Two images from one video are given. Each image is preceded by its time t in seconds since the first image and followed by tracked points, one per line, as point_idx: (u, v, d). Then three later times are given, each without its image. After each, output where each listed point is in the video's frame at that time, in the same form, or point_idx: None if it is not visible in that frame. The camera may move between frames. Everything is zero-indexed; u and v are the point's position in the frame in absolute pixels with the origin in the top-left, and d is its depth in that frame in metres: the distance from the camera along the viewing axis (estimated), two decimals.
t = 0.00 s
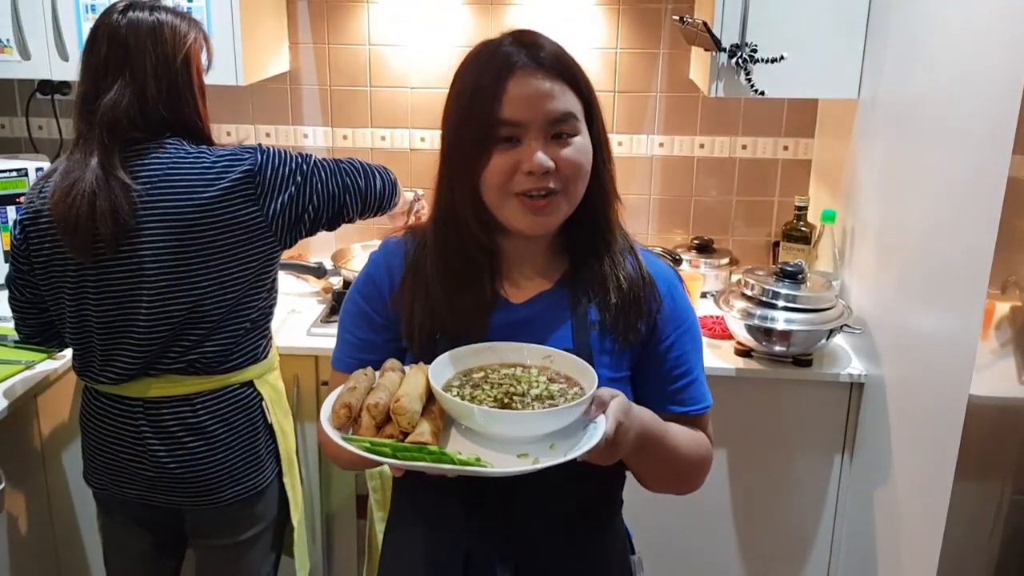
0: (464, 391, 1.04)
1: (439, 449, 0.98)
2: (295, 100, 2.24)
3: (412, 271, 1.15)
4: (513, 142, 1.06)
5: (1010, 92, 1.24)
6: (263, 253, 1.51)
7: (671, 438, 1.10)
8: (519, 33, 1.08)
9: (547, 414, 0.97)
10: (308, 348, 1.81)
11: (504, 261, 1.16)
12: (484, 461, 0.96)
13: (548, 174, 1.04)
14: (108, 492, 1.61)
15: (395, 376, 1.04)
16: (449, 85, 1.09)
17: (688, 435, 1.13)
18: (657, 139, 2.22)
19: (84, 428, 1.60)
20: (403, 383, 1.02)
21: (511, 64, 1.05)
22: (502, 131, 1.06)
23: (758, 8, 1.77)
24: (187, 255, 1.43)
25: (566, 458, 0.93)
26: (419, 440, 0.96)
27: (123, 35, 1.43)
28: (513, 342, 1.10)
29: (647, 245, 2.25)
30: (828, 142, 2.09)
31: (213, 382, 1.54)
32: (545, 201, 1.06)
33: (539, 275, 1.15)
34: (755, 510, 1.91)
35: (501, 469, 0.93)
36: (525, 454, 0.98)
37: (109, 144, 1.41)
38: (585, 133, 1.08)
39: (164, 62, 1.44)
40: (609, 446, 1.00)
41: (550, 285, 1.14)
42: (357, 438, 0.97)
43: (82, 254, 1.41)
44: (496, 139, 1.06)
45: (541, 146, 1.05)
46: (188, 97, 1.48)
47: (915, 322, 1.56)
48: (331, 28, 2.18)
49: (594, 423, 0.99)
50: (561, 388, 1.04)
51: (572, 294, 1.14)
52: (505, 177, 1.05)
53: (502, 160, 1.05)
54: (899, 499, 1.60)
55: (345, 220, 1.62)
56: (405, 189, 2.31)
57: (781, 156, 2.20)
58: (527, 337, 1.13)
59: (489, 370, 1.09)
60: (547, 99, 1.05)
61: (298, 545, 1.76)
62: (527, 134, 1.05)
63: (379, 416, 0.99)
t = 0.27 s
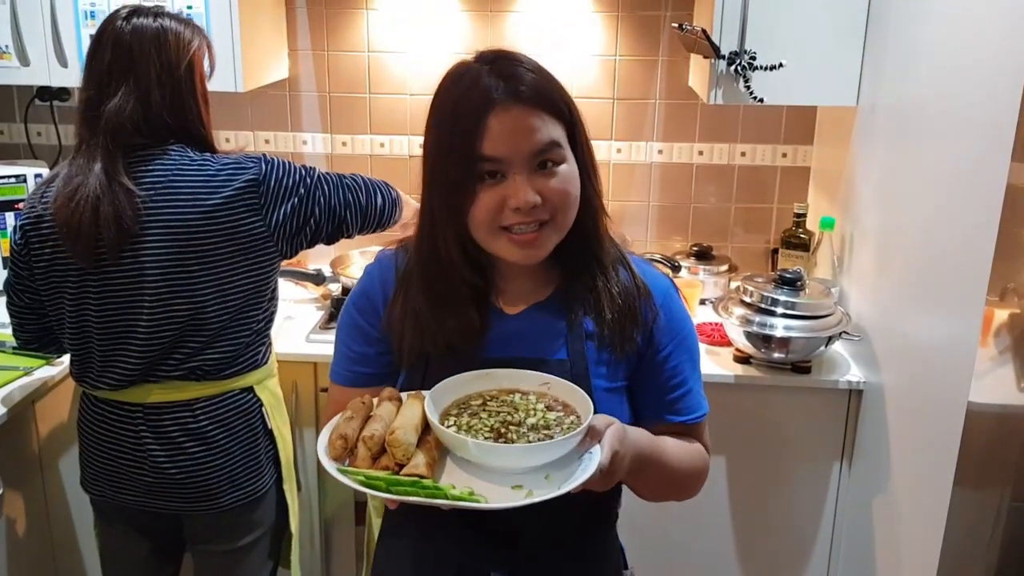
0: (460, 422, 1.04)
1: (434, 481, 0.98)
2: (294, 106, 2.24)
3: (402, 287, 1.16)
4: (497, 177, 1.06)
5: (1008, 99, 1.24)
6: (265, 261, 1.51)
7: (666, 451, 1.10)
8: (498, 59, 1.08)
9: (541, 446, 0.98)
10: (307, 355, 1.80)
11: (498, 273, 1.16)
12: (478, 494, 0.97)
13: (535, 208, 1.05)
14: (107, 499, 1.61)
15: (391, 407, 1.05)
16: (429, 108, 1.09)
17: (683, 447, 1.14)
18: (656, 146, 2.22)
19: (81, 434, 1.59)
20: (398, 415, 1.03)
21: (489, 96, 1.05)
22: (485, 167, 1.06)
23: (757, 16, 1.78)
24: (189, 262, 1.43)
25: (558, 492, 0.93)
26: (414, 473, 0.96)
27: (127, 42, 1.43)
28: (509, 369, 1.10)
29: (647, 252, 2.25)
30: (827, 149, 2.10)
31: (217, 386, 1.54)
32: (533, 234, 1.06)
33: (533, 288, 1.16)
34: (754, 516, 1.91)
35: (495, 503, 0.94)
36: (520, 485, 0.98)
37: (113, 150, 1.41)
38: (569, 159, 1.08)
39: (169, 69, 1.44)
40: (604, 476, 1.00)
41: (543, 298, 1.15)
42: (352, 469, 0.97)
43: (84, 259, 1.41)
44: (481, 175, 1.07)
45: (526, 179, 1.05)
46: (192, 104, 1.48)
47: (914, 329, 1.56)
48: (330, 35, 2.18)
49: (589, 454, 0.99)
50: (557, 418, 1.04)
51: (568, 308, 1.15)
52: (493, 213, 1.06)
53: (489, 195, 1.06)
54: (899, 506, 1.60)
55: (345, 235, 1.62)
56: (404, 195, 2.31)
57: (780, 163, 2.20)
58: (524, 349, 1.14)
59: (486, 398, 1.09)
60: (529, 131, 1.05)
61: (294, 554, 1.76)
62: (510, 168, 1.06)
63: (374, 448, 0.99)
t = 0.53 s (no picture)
0: (449, 423, 1.04)
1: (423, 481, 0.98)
2: (294, 106, 2.24)
3: (392, 289, 1.16)
4: (489, 169, 1.07)
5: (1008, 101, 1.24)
6: (264, 262, 1.51)
7: (655, 452, 1.11)
8: (495, 54, 1.08)
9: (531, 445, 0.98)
10: (306, 354, 1.80)
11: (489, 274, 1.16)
12: (467, 493, 0.97)
13: (524, 201, 1.04)
14: (106, 498, 1.61)
15: (379, 408, 1.05)
16: (427, 99, 1.09)
17: (672, 447, 1.15)
18: (656, 146, 2.22)
19: (81, 432, 1.59)
20: (387, 415, 1.03)
21: (484, 87, 1.05)
22: (477, 158, 1.06)
23: (757, 16, 1.78)
24: (188, 263, 1.43)
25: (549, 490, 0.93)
26: (403, 472, 0.96)
27: (130, 40, 1.43)
28: (497, 370, 1.11)
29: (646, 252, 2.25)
30: (826, 149, 2.10)
31: (212, 386, 1.54)
32: (522, 228, 1.06)
33: (524, 289, 1.16)
34: (753, 516, 1.91)
35: (483, 502, 0.94)
36: (509, 484, 0.98)
37: (113, 149, 1.41)
38: (562, 156, 1.09)
39: (170, 68, 1.44)
40: (593, 475, 1.01)
41: (534, 300, 1.15)
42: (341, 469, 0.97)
43: (84, 259, 1.40)
44: (473, 166, 1.07)
45: (517, 172, 1.05)
46: (193, 104, 1.48)
47: (914, 329, 1.56)
48: (330, 35, 2.18)
49: (578, 454, 1.00)
50: (545, 419, 1.04)
51: (557, 311, 1.14)
52: (482, 204, 1.06)
53: (479, 187, 1.06)
54: (897, 506, 1.60)
55: (344, 239, 1.62)
56: (403, 194, 2.31)
57: (779, 163, 2.20)
58: (515, 352, 1.14)
59: (474, 400, 1.10)
60: (523, 124, 1.05)
61: (294, 555, 1.75)
62: (502, 161, 1.06)
63: (363, 447, 0.99)
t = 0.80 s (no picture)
0: (442, 420, 1.04)
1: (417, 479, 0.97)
2: (294, 104, 2.24)
3: (387, 288, 1.16)
4: (483, 167, 1.06)
5: (1008, 102, 1.24)
6: (260, 261, 1.51)
7: (649, 451, 1.12)
8: (492, 51, 1.08)
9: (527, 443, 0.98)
10: (305, 352, 1.80)
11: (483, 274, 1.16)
12: (462, 490, 0.96)
13: (518, 199, 1.04)
14: (105, 495, 1.61)
15: (373, 405, 1.04)
16: (424, 95, 1.09)
17: (666, 448, 1.15)
18: (656, 146, 2.22)
19: (81, 429, 1.59)
20: (381, 412, 1.02)
21: (480, 85, 1.05)
22: (472, 154, 1.06)
23: (758, 16, 1.78)
24: (183, 262, 1.43)
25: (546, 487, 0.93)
26: (397, 470, 0.96)
27: (128, 38, 1.43)
28: (491, 368, 1.11)
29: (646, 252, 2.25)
30: (827, 149, 2.09)
31: (204, 386, 1.53)
32: (515, 226, 1.06)
33: (518, 288, 1.16)
34: (752, 516, 1.91)
35: (479, 500, 0.93)
36: (504, 482, 0.98)
37: (110, 147, 1.41)
38: (556, 155, 1.09)
39: (168, 66, 1.44)
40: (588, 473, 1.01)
41: (529, 300, 1.15)
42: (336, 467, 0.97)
43: (79, 256, 1.40)
44: (467, 163, 1.07)
45: (510, 170, 1.05)
46: (191, 103, 1.48)
47: (913, 330, 1.56)
48: (330, 33, 2.17)
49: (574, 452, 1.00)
50: (539, 417, 1.04)
51: (552, 311, 1.14)
52: (475, 201, 1.06)
53: (473, 184, 1.06)
54: (896, 506, 1.60)
55: (342, 236, 1.61)
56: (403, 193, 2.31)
57: (780, 163, 2.20)
58: (509, 351, 1.14)
59: (468, 397, 1.09)
60: (518, 123, 1.05)
61: (292, 553, 1.74)
62: (497, 159, 1.05)
63: (357, 446, 0.99)
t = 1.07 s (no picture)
0: (445, 416, 1.04)
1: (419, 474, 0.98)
2: (296, 103, 2.24)
3: (388, 287, 1.15)
4: (483, 162, 1.06)
5: (1011, 101, 1.24)
6: (257, 260, 1.50)
7: (650, 450, 1.12)
8: (496, 48, 1.08)
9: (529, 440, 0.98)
10: (306, 351, 1.80)
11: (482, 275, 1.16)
12: (464, 487, 0.96)
13: (517, 195, 1.04)
14: (106, 493, 1.61)
15: (374, 402, 1.04)
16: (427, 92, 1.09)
17: (666, 446, 1.15)
18: (658, 145, 2.22)
19: (82, 426, 1.60)
20: (382, 408, 1.02)
21: (483, 81, 1.05)
22: (473, 150, 1.06)
23: (760, 16, 1.77)
24: (180, 261, 1.43)
25: (548, 484, 0.93)
26: (399, 466, 0.96)
27: (125, 36, 1.43)
28: (493, 365, 1.11)
29: (648, 251, 2.25)
30: (829, 149, 2.09)
31: (203, 384, 1.53)
32: (514, 222, 1.06)
33: (518, 288, 1.16)
34: (753, 515, 1.91)
35: (481, 497, 0.93)
36: (506, 479, 0.98)
37: (108, 145, 1.41)
38: (558, 153, 1.08)
39: (165, 65, 1.44)
40: (590, 470, 1.01)
41: (528, 300, 1.15)
42: (338, 463, 0.97)
43: (76, 255, 1.41)
44: (468, 159, 1.07)
45: (511, 166, 1.05)
46: (189, 101, 1.48)
47: (915, 330, 1.55)
48: (332, 32, 2.17)
49: (576, 449, 1.00)
50: (541, 414, 1.04)
51: (552, 310, 1.15)
52: (475, 197, 1.06)
53: (473, 180, 1.06)
54: (898, 506, 1.60)
55: (340, 233, 1.61)
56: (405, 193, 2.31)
57: (782, 163, 2.20)
58: (509, 349, 1.14)
59: (470, 394, 1.09)
60: (521, 118, 1.05)
61: (293, 552, 1.74)
62: (498, 153, 1.06)
63: (358, 442, 0.99)
